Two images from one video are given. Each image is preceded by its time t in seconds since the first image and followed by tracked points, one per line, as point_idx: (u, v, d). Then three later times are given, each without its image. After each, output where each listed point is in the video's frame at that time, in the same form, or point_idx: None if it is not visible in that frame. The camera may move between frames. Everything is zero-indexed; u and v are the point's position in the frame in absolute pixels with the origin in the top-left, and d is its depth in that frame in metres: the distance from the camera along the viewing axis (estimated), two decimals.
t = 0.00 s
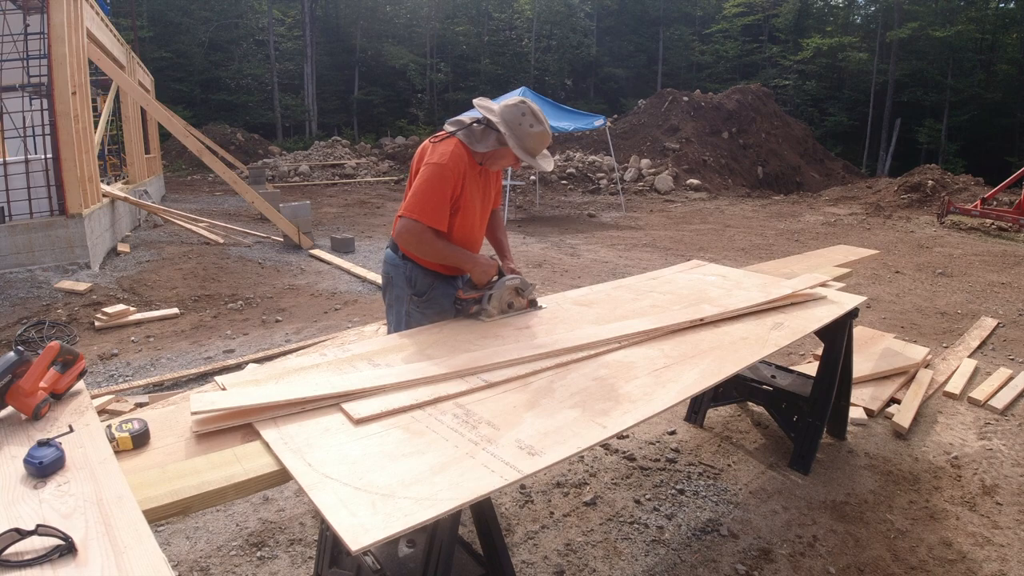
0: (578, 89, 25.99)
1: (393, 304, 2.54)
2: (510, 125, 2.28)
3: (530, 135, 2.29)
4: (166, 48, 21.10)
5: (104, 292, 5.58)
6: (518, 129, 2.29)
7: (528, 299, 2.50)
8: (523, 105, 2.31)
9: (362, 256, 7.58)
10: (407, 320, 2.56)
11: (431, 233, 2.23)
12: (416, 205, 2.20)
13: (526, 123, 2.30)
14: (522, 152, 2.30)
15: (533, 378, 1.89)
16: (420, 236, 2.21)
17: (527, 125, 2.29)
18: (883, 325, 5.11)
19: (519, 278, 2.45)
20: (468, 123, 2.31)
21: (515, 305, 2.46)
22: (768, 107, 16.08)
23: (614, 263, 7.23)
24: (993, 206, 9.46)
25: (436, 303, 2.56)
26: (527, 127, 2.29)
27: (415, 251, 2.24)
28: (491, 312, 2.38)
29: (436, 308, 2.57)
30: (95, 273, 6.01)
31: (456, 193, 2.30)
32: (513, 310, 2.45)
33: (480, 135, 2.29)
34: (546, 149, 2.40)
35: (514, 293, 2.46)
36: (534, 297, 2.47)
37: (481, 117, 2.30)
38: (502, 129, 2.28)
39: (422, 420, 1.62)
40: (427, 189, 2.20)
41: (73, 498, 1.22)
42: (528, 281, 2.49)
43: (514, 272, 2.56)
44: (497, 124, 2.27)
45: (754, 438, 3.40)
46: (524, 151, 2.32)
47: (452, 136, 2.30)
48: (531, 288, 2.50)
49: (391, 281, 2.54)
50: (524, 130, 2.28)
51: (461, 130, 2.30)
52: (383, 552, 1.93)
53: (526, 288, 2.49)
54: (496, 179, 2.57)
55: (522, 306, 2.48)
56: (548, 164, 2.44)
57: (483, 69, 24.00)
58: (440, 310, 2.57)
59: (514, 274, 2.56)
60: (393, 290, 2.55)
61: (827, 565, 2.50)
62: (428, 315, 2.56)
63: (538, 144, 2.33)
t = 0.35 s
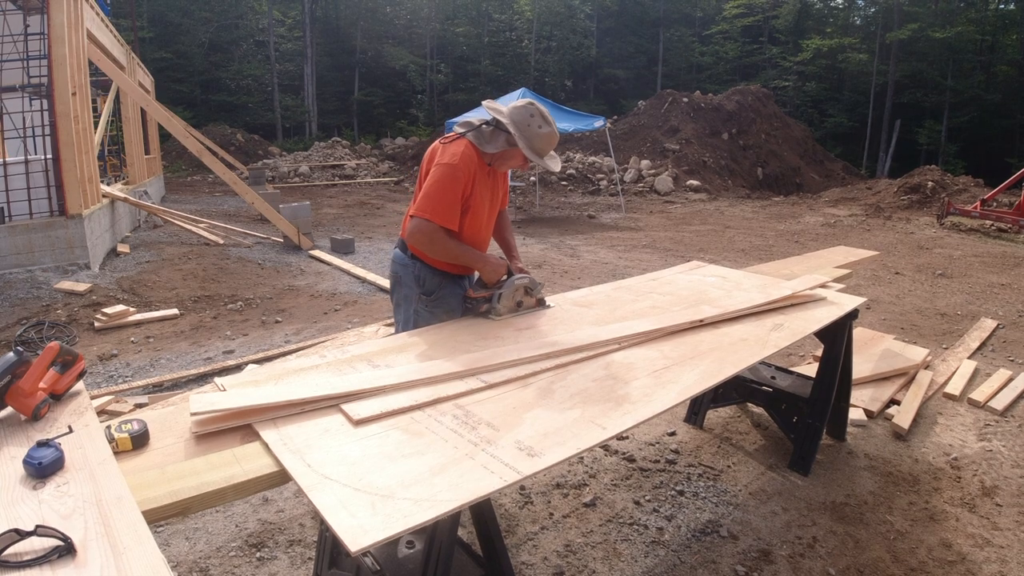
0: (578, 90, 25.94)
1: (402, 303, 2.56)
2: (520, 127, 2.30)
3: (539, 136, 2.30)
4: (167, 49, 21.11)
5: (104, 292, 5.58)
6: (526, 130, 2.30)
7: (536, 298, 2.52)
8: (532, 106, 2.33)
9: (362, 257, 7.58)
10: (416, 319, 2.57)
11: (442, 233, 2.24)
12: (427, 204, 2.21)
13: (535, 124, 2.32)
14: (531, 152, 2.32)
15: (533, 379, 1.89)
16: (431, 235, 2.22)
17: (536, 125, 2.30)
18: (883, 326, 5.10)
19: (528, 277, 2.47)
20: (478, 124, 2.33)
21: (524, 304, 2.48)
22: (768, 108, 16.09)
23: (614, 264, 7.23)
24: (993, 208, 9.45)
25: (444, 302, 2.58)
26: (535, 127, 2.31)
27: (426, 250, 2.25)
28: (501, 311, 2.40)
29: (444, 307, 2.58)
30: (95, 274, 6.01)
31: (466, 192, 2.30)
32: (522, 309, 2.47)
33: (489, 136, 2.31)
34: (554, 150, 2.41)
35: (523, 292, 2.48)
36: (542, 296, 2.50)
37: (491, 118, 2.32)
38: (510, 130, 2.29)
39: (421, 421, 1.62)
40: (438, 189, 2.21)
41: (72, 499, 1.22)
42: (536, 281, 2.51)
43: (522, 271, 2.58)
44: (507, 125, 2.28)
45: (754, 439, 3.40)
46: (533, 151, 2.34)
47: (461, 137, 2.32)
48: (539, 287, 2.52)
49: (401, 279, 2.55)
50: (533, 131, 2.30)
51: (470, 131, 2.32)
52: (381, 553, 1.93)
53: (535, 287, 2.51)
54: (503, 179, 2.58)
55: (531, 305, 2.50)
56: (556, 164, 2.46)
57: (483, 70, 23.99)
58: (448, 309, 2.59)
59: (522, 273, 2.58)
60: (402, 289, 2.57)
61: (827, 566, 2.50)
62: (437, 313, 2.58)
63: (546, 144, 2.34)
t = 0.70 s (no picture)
0: (576, 91, 25.92)
1: (418, 300, 2.58)
2: (529, 127, 2.30)
3: (549, 136, 2.31)
4: (165, 49, 21.09)
5: (103, 293, 5.58)
6: (537, 131, 2.31)
7: (546, 296, 2.55)
8: (542, 106, 2.33)
9: (360, 258, 7.58)
10: (429, 316, 2.60)
11: (456, 232, 2.25)
12: (442, 203, 2.22)
13: (545, 124, 2.32)
14: (542, 152, 2.32)
15: (531, 380, 1.89)
16: (446, 235, 2.23)
17: (546, 126, 2.31)
18: (882, 327, 5.11)
19: (539, 276, 2.50)
20: (489, 126, 2.34)
21: (534, 302, 2.51)
22: (767, 109, 16.12)
23: (613, 265, 7.23)
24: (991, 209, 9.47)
25: (458, 299, 2.60)
26: (545, 127, 2.32)
27: (441, 250, 2.26)
28: (512, 309, 2.43)
29: (457, 305, 2.60)
30: (94, 275, 6.01)
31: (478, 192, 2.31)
32: (532, 307, 2.51)
33: (500, 137, 2.32)
34: (563, 150, 2.42)
35: (533, 290, 2.51)
36: (552, 294, 2.53)
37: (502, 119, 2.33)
38: (521, 130, 2.30)
39: (420, 422, 1.62)
40: (452, 189, 2.22)
41: (71, 500, 1.22)
42: (546, 279, 2.55)
43: (532, 270, 2.61)
44: (518, 125, 2.29)
45: (753, 440, 3.40)
46: (543, 151, 2.34)
47: (473, 138, 2.33)
48: (548, 286, 2.56)
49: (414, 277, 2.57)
50: (542, 131, 2.31)
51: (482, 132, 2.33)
52: (380, 554, 1.93)
53: (544, 286, 2.54)
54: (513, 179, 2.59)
55: (541, 303, 2.54)
56: (564, 163, 2.47)
57: (482, 71, 24.00)
58: (462, 306, 2.62)
59: (532, 271, 2.61)
60: (416, 286, 2.59)
61: (825, 567, 2.50)
62: (451, 311, 2.61)
63: (556, 144, 2.35)
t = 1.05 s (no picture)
0: (576, 92, 25.91)
1: (421, 294, 2.59)
2: (533, 124, 2.30)
3: (553, 133, 2.31)
4: (164, 50, 21.06)
5: (101, 293, 5.57)
6: (540, 128, 2.31)
7: (550, 296, 2.56)
8: (545, 103, 2.33)
9: (359, 258, 7.58)
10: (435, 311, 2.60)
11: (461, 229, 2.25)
12: (447, 200, 2.22)
13: (549, 121, 2.32)
14: (545, 149, 2.33)
15: (529, 381, 1.89)
16: (452, 231, 2.22)
17: (549, 122, 2.31)
18: (881, 327, 5.12)
19: (543, 276, 2.51)
20: (493, 122, 2.34)
21: (538, 302, 2.53)
22: (765, 110, 16.14)
23: (612, 265, 7.23)
24: (989, 209, 9.49)
25: (462, 294, 2.61)
26: (549, 124, 2.32)
27: (446, 246, 2.26)
28: (516, 308, 2.45)
29: (461, 300, 2.61)
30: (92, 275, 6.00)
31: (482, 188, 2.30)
32: (536, 307, 2.51)
33: (503, 134, 2.32)
34: (567, 148, 2.42)
35: (537, 290, 2.53)
36: (556, 294, 2.55)
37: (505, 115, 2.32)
38: (524, 127, 2.30)
39: (419, 423, 1.62)
40: (455, 185, 2.22)
41: (68, 502, 1.22)
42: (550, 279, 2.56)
43: (536, 269, 2.62)
44: (521, 121, 2.29)
45: (751, 440, 3.40)
46: (547, 148, 2.34)
47: (477, 134, 2.32)
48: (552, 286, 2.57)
49: (418, 272, 2.58)
50: (546, 128, 2.31)
51: (485, 129, 2.33)
52: (378, 555, 1.94)
53: (548, 286, 2.56)
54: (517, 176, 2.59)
55: (545, 303, 2.55)
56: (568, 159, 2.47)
57: (481, 71, 24.01)
58: (466, 300, 2.62)
59: (536, 270, 2.62)
60: (420, 280, 2.59)
61: (824, 568, 2.50)
62: (454, 305, 2.61)
63: (560, 141, 2.35)
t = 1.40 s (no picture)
0: (576, 92, 25.89)
1: (429, 302, 2.59)
2: (528, 120, 2.30)
3: (548, 128, 2.31)
4: (164, 50, 21.06)
5: (101, 294, 5.57)
6: (535, 124, 2.31)
7: (555, 294, 2.57)
8: (538, 99, 2.33)
9: (360, 259, 7.58)
10: (444, 316, 2.60)
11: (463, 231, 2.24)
12: (447, 204, 2.22)
13: (543, 117, 2.32)
14: (542, 145, 2.33)
15: (530, 381, 1.89)
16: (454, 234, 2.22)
17: (543, 118, 2.31)
18: (881, 327, 5.11)
19: (547, 274, 2.52)
20: (487, 123, 2.34)
21: (544, 300, 2.53)
22: (765, 110, 16.15)
23: (612, 265, 7.24)
24: (989, 209, 9.48)
25: (470, 299, 2.60)
26: (543, 120, 2.32)
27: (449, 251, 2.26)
28: (523, 307, 2.46)
29: (470, 304, 2.61)
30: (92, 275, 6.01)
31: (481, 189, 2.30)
32: (542, 306, 2.52)
33: (499, 133, 2.32)
34: (563, 141, 2.42)
35: (543, 289, 2.53)
36: (561, 293, 2.56)
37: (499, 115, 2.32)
38: (519, 125, 2.30)
39: (418, 423, 1.61)
40: (455, 188, 2.21)
41: (67, 502, 1.22)
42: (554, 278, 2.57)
43: (540, 268, 2.63)
44: (515, 119, 2.29)
45: (752, 440, 3.40)
46: (543, 144, 2.34)
47: (473, 136, 2.32)
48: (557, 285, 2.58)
49: (425, 280, 2.58)
50: (541, 123, 2.31)
51: (480, 130, 2.33)
52: (379, 556, 1.93)
53: (553, 284, 2.56)
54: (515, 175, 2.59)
55: (550, 301, 2.56)
56: (565, 153, 2.48)
57: (481, 72, 24.01)
58: (475, 304, 2.63)
59: (540, 269, 2.62)
60: (428, 288, 2.60)
61: (825, 568, 2.50)
62: (462, 310, 2.61)
63: (555, 136, 2.35)
